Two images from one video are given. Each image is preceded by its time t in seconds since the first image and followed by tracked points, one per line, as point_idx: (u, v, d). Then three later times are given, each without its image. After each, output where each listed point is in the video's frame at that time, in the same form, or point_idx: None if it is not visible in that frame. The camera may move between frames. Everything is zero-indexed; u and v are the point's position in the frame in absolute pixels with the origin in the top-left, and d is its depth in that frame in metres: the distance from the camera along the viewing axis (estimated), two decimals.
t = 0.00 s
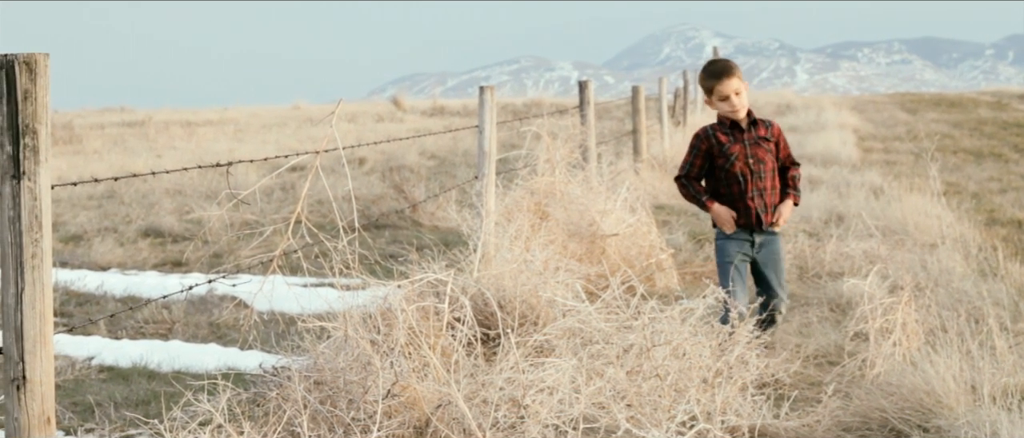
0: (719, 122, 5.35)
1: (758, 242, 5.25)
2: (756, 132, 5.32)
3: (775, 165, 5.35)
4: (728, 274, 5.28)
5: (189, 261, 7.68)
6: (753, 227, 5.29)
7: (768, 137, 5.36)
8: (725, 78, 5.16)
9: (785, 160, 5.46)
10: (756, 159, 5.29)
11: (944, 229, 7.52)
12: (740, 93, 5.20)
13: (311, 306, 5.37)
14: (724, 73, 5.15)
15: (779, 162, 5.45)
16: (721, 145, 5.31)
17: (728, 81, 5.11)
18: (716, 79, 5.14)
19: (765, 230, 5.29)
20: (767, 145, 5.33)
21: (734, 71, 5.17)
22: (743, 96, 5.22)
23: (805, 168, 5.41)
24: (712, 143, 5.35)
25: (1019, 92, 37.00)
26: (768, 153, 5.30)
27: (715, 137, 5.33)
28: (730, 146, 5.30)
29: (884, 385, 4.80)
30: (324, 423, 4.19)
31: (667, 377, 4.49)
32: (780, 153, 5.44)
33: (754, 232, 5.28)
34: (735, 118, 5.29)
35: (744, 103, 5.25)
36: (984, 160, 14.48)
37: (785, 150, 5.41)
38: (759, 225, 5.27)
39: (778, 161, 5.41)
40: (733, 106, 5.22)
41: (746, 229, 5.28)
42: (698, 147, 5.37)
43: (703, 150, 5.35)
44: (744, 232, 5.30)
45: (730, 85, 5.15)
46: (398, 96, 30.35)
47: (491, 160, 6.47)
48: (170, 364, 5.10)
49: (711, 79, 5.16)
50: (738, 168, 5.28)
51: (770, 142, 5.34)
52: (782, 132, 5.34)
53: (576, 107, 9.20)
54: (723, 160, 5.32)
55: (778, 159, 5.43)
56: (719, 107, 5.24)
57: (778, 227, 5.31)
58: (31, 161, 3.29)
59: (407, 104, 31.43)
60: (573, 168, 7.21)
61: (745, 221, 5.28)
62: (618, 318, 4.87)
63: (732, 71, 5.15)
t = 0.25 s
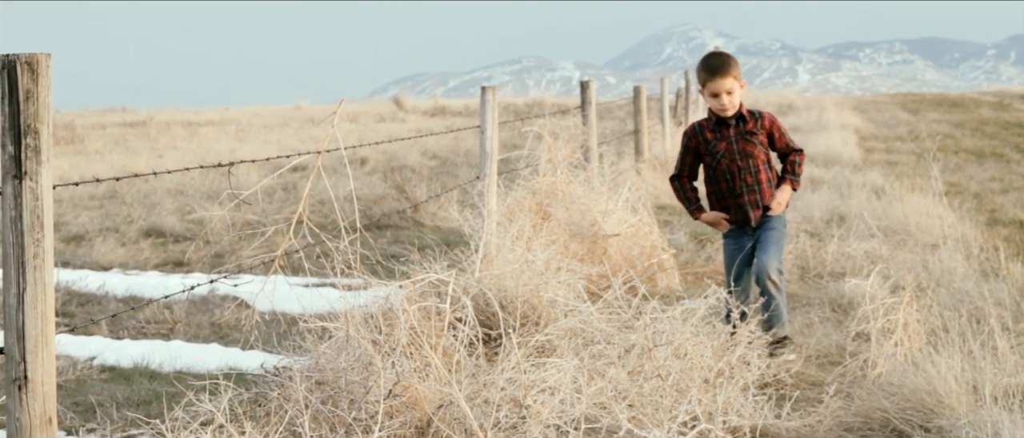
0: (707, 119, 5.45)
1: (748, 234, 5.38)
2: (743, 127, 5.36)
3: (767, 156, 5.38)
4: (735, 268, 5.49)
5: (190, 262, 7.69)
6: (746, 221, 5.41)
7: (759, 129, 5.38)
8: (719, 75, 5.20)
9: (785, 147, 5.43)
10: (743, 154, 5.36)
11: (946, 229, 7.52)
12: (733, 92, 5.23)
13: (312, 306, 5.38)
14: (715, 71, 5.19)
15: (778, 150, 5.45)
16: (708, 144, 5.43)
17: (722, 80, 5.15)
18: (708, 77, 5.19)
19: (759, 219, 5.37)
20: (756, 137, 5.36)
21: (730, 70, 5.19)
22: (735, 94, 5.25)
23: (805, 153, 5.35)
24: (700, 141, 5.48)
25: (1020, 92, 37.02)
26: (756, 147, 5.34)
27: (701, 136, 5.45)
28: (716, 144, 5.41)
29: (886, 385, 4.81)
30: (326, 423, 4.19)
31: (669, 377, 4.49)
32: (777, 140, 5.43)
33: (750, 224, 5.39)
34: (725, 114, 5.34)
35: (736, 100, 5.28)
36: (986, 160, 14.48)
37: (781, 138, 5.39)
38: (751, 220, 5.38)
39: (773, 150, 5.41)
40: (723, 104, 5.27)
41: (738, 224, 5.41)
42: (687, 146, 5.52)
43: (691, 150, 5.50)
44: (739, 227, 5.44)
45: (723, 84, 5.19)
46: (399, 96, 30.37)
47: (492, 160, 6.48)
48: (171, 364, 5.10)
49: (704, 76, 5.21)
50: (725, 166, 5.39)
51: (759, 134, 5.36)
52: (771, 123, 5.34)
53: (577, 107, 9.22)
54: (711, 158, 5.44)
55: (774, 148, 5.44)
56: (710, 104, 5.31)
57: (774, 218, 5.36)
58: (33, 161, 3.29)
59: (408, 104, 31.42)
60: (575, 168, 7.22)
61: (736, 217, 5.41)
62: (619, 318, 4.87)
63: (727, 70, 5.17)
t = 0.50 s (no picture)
0: (709, 125, 5.49)
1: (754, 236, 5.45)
2: (744, 131, 5.38)
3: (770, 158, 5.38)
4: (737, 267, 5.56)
5: (191, 262, 7.69)
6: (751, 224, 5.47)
7: (761, 131, 5.38)
8: (724, 78, 5.17)
9: (791, 146, 5.41)
10: (745, 158, 5.38)
11: (946, 229, 7.53)
12: (738, 96, 5.21)
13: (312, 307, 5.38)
14: (720, 74, 5.17)
15: (784, 149, 5.43)
16: (709, 150, 5.50)
17: (727, 84, 5.13)
18: (712, 80, 5.16)
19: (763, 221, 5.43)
20: (758, 140, 5.37)
21: (736, 73, 5.16)
22: (739, 98, 5.23)
23: (809, 151, 5.31)
24: (703, 147, 5.54)
25: (1021, 92, 37.04)
26: (758, 150, 5.36)
27: (703, 143, 5.51)
28: (717, 149, 5.47)
29: (886, 385, 4.81)
30: (326, 423, 4.18)
31: (669, 377, 4.49)
32: (782, 140, 5.41)
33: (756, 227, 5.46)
34: (727, 118, 5.34)
35: (740, 103, 5.26)
36: (986, 160, 14.48)
37: (784, 139, 5.37)
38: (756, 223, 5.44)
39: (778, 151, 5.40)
40: (726, 106, 5.24)
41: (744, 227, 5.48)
42: (691, 153, 5.60)
43: (696, 157, 5.58)
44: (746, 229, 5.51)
45: (729, 87, 5.17)
46: (400, 96, 30.38)
47: (492, 160, 6.49)
48: (171, 364, 5.10)
49: (709, 79, 5.18)
50: (727, 171, 5.44)
51: (760, 137, 5.37)
52: (772, 125, 5.33)
53: (577, 107, 9.23)
54: (714, 164, 5.50)
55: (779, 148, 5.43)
56: (712, 107, 5.30)
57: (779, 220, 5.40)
58: (32, 162, 3.29)
59: (409, 104, 31.44)
60: (575, 168, 7.22)
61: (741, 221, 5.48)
62: (620, 318, 4.87)
63: (733, 74, 5.15)
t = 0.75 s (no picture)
0: (735, 135, 5.16)
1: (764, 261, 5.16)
2: (772, 147, 5.09)
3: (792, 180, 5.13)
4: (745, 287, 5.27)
5: (191, 262, 7.70)
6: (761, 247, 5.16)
7: (788, 151, 5.11)
8: (758, 84, 4.96)
9: (811, 172, 5.18)
10: (768, 175, 5.10)
11: (947, 229, 7.53)
12: (770, 105, 4.99)
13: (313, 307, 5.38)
14: (755, 80, 4.95)
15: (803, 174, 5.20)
16: (732, 161, 5.16)
17: (761, 88, 4.92)
18: (747, 83, 4.95)
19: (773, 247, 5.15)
20: (783, 159, 5.11)
21: (771, 81, 4.96)
22: (771, 108, 5.00)
23: (830, 181, 5.11)
24: (724, 157, 5.20)
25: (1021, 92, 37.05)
26: (782, 169, 5.09)
27: (726, 153, 5.16)
28: (741, 162, 5.14)
29: (886, 385, 4.81)
30: (327, 423, 4.17)
31: (669, 377, 4.49)
32: (804, 164, 5.17)
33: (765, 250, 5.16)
34: (755, 129, 5.07)
35: (770, 115, 5.03)
36: (986, 160, 14.47)
37: (807, 163, 5.13)
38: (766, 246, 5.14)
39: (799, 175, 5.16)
40: (756, 115, 5.01)
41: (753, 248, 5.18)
42: (710, 161, 5.24)
43: (714, 166, 5.22)
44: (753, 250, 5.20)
45: (762, 94, 4.95)
46: (400, 96, 30.39)
47: (493, 160, 6.49)
48: (172, 364, 5.11)
49: (744, 81, 4.96)
50: (746, 186, 5.13)
51: (787, 157, 5.10)
52: (801, 146, 5.08)
53: (578, 107, 9.23)
54: (734, 176, 5.17)
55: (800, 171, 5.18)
56: (741, 114, 5.04)
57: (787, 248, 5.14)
58: (33, 162, 3.29)
59: (410, 104, 31.45)
60: (576, 168, 7.23)
61: (750, 240, 5.17)
62: (620, 318, 4.88)
63: (768, 81, 4.94)
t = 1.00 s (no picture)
0: (764, 126, 5.07)
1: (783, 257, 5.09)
2: (802, 140, 5.06)
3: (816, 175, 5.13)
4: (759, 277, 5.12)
5: (191, 262, 7.70)
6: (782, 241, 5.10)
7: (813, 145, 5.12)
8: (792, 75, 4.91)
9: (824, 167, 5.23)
10: (798, 169, 5.07)
11: (947, 229, 7.53)
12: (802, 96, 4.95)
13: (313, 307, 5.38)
14: (791, 70, 4.89)
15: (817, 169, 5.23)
16: (763, 152, 5.05)
17: (796, 78, 4.87)
18: (782, 72, 4.89)
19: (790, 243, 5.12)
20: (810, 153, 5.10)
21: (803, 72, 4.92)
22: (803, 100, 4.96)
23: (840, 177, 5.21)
24: (753, 148, 5.08)
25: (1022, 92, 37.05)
26: (810, 163, 5.09)
27: (758, 144, 5.05)
28: (772, 153, 5.05)
29: (887, 385, 4.81)
30: (327, 423, 4.17)
31: (670, 377, 4.49)
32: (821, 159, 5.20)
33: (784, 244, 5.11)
34: (786, 122, 5.01)
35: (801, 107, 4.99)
36: (987, 160, 14.46)
37: (827, 158, 5.18)
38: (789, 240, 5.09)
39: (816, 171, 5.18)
40: (788, 106, 4.94)
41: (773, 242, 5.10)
42: (738, 151, 5.09)
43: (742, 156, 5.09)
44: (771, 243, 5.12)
45: (797, 83, 4.90)
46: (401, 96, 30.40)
47: (494, 160, 6.50)
48: (173, 364, 5.11)
49: (779, 71, 4.90)
50: (777, 179, 5.06)
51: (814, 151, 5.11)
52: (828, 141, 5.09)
53: (578, 107, 9.23)
54: (764, 168, 5.07)
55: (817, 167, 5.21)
56: (775, 105, 4.97)
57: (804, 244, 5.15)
58: (34, 161, 3.28)
59: (410, 104, 31.45)
60: (576, 168, 7.23)
61: (774, 234, 5.09)
62: (620, 318, 4.88)
63: (802, 71, 4.91)
